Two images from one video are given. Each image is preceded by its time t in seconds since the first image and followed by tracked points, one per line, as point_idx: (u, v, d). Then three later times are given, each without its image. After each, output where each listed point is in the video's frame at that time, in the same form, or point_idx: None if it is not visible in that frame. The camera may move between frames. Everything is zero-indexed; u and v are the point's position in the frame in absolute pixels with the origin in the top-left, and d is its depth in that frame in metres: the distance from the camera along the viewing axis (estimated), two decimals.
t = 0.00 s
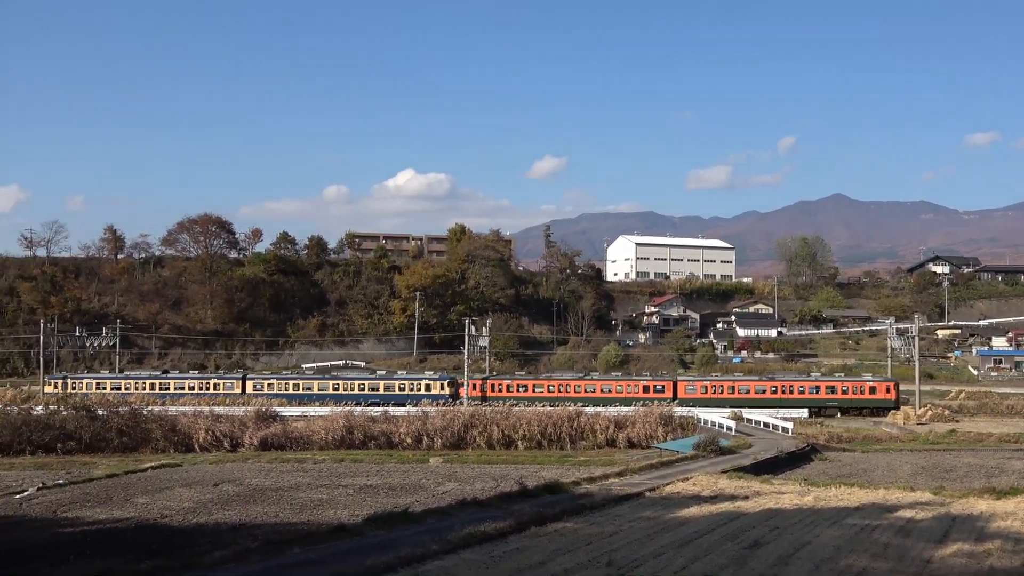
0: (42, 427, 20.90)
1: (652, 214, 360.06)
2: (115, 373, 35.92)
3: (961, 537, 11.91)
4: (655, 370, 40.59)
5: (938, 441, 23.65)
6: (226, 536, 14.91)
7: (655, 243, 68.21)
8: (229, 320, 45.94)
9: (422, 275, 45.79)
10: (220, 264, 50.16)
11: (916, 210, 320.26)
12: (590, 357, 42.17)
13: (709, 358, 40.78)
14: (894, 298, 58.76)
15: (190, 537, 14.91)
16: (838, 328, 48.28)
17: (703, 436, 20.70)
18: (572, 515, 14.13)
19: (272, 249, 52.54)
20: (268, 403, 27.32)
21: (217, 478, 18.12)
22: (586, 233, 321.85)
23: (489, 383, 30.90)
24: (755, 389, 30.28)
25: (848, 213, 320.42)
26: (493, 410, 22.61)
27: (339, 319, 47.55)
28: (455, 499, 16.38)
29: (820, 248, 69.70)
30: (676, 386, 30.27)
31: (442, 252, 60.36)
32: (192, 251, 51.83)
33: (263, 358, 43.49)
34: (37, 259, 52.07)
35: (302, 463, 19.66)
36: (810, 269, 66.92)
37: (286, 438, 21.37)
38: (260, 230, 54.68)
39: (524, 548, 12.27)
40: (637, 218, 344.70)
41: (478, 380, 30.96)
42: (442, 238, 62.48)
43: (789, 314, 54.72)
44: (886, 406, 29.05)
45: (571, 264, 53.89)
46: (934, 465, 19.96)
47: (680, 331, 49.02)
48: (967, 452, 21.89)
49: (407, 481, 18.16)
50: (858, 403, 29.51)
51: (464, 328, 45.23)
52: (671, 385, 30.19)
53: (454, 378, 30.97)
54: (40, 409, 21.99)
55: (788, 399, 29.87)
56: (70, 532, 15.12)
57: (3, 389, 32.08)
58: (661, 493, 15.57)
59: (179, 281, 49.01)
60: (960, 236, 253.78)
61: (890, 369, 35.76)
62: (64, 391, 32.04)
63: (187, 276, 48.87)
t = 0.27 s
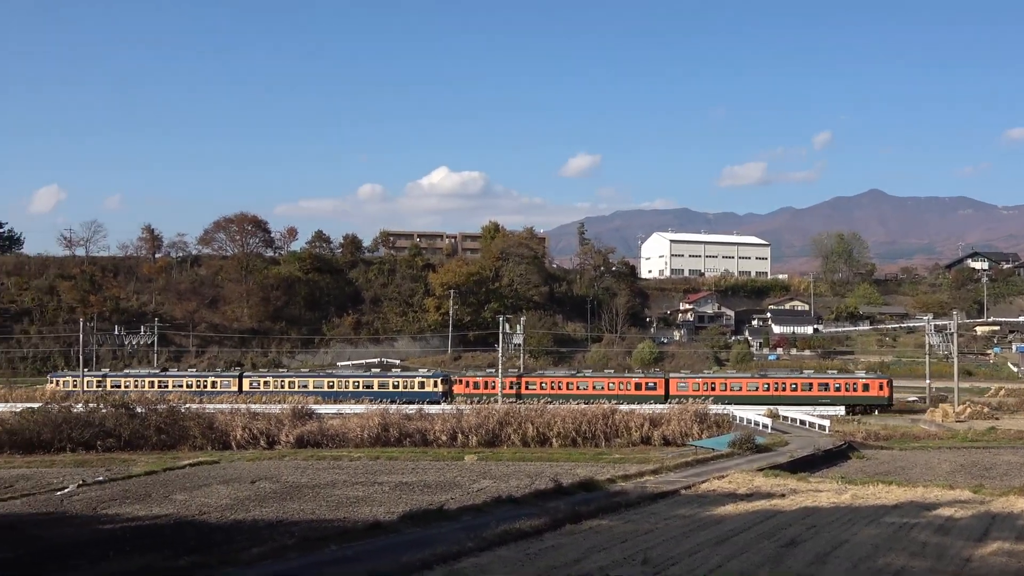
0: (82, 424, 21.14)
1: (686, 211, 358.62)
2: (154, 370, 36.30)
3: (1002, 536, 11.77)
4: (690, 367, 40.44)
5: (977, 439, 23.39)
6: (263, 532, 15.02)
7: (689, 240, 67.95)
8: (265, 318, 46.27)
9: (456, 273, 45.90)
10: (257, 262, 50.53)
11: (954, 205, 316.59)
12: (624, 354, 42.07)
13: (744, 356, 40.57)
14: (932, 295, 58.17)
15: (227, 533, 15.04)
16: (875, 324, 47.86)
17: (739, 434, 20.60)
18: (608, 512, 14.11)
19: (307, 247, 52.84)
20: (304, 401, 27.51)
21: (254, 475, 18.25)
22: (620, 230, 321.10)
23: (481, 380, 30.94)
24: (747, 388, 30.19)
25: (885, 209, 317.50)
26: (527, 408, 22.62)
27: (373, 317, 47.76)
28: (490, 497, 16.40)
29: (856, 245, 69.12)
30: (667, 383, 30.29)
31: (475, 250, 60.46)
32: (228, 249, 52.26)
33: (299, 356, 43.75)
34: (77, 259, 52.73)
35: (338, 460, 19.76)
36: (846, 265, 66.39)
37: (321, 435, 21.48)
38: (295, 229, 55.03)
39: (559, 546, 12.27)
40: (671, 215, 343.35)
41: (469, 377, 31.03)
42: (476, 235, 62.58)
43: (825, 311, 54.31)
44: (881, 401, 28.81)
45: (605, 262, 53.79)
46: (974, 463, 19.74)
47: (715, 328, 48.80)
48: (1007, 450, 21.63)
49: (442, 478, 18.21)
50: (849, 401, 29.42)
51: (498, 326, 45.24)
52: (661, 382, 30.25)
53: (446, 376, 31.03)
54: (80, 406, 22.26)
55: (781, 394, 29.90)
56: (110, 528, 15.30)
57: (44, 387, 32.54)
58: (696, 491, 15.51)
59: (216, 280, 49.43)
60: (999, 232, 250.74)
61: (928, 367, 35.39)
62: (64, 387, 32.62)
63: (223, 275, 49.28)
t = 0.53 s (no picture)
0: (137, 422, 21.48)
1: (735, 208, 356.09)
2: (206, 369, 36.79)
3: None
4: (739, 365, 40.16)
5: None
6: (314, 529, 15.16)
7: (738, 236, 67.49)
8: (315, 316, 46.68)
9: (504, 271, 45.97)
10: (306, 261, 50.98)
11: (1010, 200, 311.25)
12: (672, 352, 41.86)
13: (794, 353, 40.20)
14: (987, 291, 57.21)
15: (279, 530, 15.20)
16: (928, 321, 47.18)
17: (789, 432, 20.42)
18: (657, 511, 14.06)
19: (356, 246, 53.20)
20: (354, 399, 27.71)
21: (305, 472, 18.42)
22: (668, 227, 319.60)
23: (485, 377, 31.03)
24: (752, 385, 29.99)
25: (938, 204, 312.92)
26: (576, 406, 22.59)
27: (422, 315, 47.99)
28: (538, 495, 16.41)
29: (908, 240, 68.20)
30: (671, 381, 30.28)
31: (523, 248, 60.49)
32: (278, 248, 52.79)
33: (349, 354, 44.08)
34: (131, 259, 53.57)
35: (387, 457, 19.88)
36: (898, 261, 65.53)
37: (371, 433, 21.63)
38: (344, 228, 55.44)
39: (608, 544, 12.25)
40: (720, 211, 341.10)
41: (474, 374, 31.14)
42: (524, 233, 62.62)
43: (877, 308, 53.64)
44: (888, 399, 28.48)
45: (653, 259, 53.58)
46: None
47: (764, 325, 48.42)
48: None
49: (491, 475, 18.25)
50: (853, 398, 29.20)
51: (546, 324, 45.27)
52: (664, 380, 30.31)
53: (452, 373, 31.16)
54: (134, 404, 22.61)
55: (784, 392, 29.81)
56: (164, 524, 15.53)
57: (99, 384, 33.11)
58: (746, 489, 15.40)
59: (266, 279, 49.96)
60: None
61: (982, 365, 34.84)
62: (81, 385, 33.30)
63: (274, 275, 49.78)
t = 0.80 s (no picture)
0: (177, 419, 21.72)
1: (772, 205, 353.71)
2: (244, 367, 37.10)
3: None
4: (777, 364, 39.90)
5: None
6: (351, 526, 15.26)
7: (775, 235, 67.06)
8: (352, 315, 46.92)
9: (540, 269, 45.96)
10: (343, 260, 51.24)
11: None
12: (709, 350, 41.62)
13: (833, 352, 39.86)
14: None
15: (317, 527, 15.31)
16: (969, 319, 46.61)
17: (828, 431, 20.26)
18: (694, 510, 14.01)
19: (392, 245, 53.42)
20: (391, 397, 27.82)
21: (343, 470, 18.54)
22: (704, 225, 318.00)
23: (479, 376, 31.33)
24: (742, 383, 30.07)
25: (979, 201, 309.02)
26: (612, 404, 22.55)
27: (458, 314, 48.11)
28: (575, 493, 16.40)
29: (949, 238, 67.41)
30: (663, 379, 30.41)
31: (559, 246, 60.45)
32: (315, 247, 53.11)
33: (385, 352, 44.28)
34: (171, 258, 54.13)
35: (424, 455, 19.96)
36: (938, 259, 64.80)
37: (408, 431, 21.72)
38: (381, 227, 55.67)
39: (645, 543, 12.23)
40: (756, 209, 338.94)
41: (468, 373, 31.45)
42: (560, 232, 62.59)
43: (917, 306, 53.06)
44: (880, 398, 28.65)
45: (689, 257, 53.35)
46: None
47: (802, 323, 48.04)
48: None
49: (527, 474, 18.28)
50: (841, 396, 29.27)
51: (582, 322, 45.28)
52: (657, 378, 30.47)
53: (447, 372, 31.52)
54: (175, 401, 22.86)
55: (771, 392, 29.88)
56: (204, 520, 15.69)
57: (140, 382, 33.49)
58: (785, 489, 15.31)
59: (304, 278, 50.27)
60: None
61: None
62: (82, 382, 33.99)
63: (311, 274, 50.08)
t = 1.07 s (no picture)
0: (217, 414, 21.91)
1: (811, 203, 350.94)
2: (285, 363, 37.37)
3: None
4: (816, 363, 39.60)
5: None
6: (389, 523, 15.33)
7: (815, 232, 66.54)
8: (390, 312, 47.12)
9: (577, 267, 45.90)
10: (381, 257, 51.43)
11: None
12: (747, 349, 41.36)
13: (873, 351, 39.49)
14: None
15: (355, 523, 15.40)
16: (1013, 319, 45.98)
17: (867, 432, 20.06)
18: (732, 509, 13.94)
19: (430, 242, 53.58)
20: (429, 394, 27.90)
21: (380, 466, 18.62)
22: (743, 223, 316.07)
23: (474, 372, 31.69)
24: (735, 382, 30.18)
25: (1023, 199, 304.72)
26: (650, 402, 22.48)
27: (495, 311, 48.18)
28: (612, 492, 16.38)
29: (992, 236, 66.54)
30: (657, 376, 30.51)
31: (596, 244, 60.38)
32: (353, 244, 53.34)
33: (423, 349, 44.43)
34: (212, 255, 54.63)
35: (461, 452, 19.98)
36: (981, 257, 63.97)
37: (445, 428, 21.77)
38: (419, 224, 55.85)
39: (682, 542, 12.18)
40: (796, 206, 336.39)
41: (464, 370, 31.83)
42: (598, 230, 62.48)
43: (959, 305, 52.43)
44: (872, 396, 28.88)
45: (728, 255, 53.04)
46: None
47: (842, 322, 47.64)
48: None
49: (564, 472, 18.27)
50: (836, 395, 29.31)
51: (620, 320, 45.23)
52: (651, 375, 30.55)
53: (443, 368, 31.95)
54: (215, 397, 23.07)
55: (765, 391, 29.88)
56: (243, 515, 15.83)
57: (182, 377, 33.85)
58: (824, 489, 15.20)
59: (342, 275, 50.53)
60: None
61: None
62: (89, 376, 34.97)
63: (349, 270, 50.32)
